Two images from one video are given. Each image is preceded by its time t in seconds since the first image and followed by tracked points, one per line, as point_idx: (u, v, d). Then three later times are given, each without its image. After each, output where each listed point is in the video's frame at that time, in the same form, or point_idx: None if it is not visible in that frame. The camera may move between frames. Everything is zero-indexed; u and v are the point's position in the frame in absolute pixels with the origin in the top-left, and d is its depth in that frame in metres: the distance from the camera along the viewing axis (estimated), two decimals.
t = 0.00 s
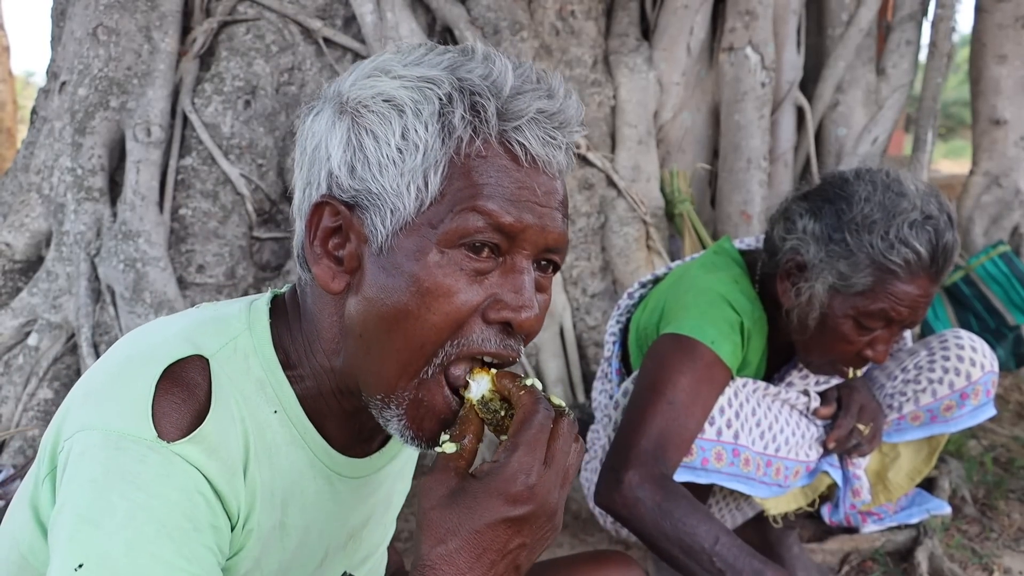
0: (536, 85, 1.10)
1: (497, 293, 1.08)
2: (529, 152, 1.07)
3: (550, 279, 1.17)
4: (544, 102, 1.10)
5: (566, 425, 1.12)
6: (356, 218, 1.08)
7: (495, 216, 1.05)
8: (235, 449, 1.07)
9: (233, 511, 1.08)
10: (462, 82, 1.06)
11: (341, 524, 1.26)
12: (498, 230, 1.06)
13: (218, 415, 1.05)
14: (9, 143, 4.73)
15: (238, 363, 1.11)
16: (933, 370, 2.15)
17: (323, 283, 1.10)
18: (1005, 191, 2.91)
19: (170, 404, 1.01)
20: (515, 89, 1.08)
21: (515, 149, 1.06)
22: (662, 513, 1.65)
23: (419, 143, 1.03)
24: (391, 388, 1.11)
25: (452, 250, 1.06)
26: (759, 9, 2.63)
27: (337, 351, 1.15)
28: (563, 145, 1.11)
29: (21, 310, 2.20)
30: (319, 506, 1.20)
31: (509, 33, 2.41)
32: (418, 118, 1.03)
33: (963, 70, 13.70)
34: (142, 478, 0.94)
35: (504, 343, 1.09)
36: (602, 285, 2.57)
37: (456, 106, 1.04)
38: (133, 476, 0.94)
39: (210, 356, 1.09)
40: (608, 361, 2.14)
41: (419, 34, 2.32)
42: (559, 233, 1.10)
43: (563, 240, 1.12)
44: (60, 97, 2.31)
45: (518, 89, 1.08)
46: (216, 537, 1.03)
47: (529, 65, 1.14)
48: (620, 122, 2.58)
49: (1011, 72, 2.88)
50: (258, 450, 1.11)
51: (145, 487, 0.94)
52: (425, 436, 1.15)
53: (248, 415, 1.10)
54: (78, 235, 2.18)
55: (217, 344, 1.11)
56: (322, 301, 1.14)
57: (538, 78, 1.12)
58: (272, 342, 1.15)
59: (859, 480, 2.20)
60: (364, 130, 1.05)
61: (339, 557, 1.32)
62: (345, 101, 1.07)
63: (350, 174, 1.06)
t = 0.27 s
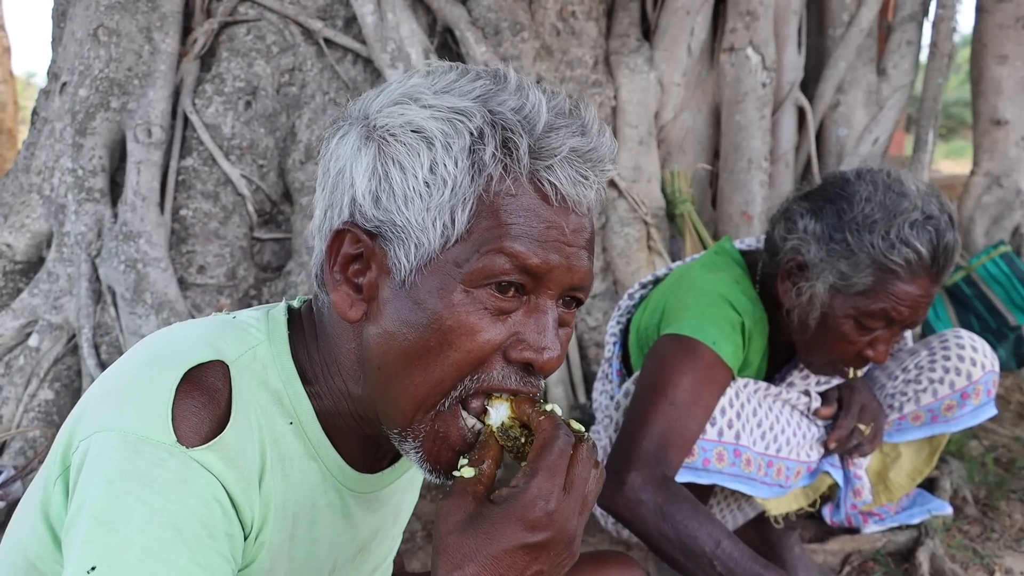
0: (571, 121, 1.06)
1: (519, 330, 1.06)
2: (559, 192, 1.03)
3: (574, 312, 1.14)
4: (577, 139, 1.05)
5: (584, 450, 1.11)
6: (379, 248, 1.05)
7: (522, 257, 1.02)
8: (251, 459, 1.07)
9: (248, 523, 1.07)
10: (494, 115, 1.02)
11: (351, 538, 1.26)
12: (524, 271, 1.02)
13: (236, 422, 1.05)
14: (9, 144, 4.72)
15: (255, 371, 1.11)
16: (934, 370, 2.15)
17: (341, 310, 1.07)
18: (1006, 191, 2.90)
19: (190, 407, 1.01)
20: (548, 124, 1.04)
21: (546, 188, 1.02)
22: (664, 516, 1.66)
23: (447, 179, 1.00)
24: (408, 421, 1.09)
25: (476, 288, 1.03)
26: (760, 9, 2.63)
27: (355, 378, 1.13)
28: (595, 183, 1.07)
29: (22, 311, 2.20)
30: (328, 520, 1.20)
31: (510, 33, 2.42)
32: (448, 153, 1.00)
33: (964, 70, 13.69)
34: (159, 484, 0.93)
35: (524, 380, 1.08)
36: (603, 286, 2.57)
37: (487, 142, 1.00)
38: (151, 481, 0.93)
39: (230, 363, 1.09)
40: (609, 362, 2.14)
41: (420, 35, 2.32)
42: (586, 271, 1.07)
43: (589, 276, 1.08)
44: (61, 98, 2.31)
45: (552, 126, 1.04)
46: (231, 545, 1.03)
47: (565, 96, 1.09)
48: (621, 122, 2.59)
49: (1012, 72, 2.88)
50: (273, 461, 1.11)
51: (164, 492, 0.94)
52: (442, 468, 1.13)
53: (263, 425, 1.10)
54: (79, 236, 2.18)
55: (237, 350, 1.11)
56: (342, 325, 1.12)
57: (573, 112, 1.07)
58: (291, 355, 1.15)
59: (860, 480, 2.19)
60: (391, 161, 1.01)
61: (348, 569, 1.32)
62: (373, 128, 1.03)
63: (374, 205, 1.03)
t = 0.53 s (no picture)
0: (588, 139, 1.04)
1: (527, 344, 1.06)
2: (572, 212, 1.01)
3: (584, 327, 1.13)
4: (594, 158, 1.03)
5: (601, 466, 1.10)
6: (390, 256, 1.04)
7: (531, 274, 1.01)
8: (261, 459, 1.07)
9: (256, 521, 1.08)
10: (510, 131, 1.00)
11: (357, 538, 1.26)
12: (533, 288, 1.02)
13: (247, 421, 1.06)
14: (8, 144, 4.71)
15: (266, 371, 1.11)
16: (935, 369, 2.15)
17: (350, 316, 1.07)
18: (1006, 191, 2.91)
19: (201, 407, 1.01)
20: (564, 142, 1.02)
21: (558, 208, 1.00)
22: (675, 523, 1.64)
23: (459, 194, 0.99)
24: (421, 426, 1.09)
25: (485, 302, 1.02)
26: (761, 9, 2.63)
27: (365, 386, 1.13)
28: (610, 204, 1.05)
29: (22, 311, 2.20)
30: (335, 520, 1.20)
31: (509, 33, 2.42)
32: (461, 168, 0.98)
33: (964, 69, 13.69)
34: (170, 483, 0.94)
35: (530, 391, 1.08)
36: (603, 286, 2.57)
37: (500, 159, 0.98)
38: (162, 478, 0.93)
39: (241, 362, 1.09)
40: (610, 362, 2.14)
41: (420, 34, 2.32)
42: (594, 289, 1.06)
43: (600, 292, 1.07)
44: (60, 98, 2.31)
45: (568, 145, 1.02)
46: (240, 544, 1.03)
47: (585, 115, 1.07)
48: (621, 122, 2.58)
49: (1012, 72, 2.88)
50: (282, 461, 1.11)
51: (174, 490, 0.94)
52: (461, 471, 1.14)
53: (273, 425, 1.10)
54: (79, 236, 2.18)
55: (249, 350, 1.11)
56: (353, 330, 1.12)
57: (591, 129, 1.06)
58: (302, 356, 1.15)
59: (862, 480, 2.19)
60: (405, 171, 1.01)
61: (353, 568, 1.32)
62: (389, 136, 1.03)
63: (387, 214, 1.02)
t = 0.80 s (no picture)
0: (576, 128, 1.02)
1: (532, 341, 1.05)
2: (567, 205, 0.99)
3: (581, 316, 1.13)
4: (584, 147, 1.02)
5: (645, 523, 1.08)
6: (388, 263, 1.03)
7: (533, 273, 0.99)
8: (269, 451, 1.07)
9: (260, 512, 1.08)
10: (500, 128, 0.98)
11: (360, 534, 1.25)
12: (535, 285, 1.00)
13: (257, 415, 1.06)
14: (9, 144, 4.71)
15: (275, 363, 1.11)
16: (937, 369, 2.16)
17: (353, 321, 1.06)
18: (1006, 190, 2.91)
19: (212, 399, 1.01)
20: (554, 133, 1.00)
21: (554, 202, 0.99)
22: (688, 530, 1.63)
23: (454, 196, 0.97)
24: (441, 431, 1.09)
25: (488, 303, 1.01)
26: (761, 8, 2.63)
27: (371, 382, 1.12)
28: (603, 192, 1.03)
29: (22, 311, 2.20)
30: (339, 514, 1.19)
31: (509, 32, 2.43)
32: (454, 170, 0.97)
33: (965, 66, 13.68)
34: (179, 473, 0.94)
35: (541, 390, 1.08)
36: (604, 285, 2.57)
37: (493, 158, 0.97)
38: (171, 468, 0.93)
39: (250, 353, 1.09)
40: (612, 362, 2.14)
41: (420, 34, 2.32)
42: (594, 276, 1.05)
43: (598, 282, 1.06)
44: (61, 97, 2.31)
45: (557, 136, 1.00)
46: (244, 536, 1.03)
47: (571, 103, 1.05)
48: (621, 121, 2.58)
49: (1012, 71, 2.87)
50: (289, 454, 1.10)
51: (182, 479, 0.94)
52: (489, 463, 1.14)
53: (280, 417, 1.10)
54: (79, 236, 2.18)
55: (259, 342, 1.11)
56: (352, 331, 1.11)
57: (578, 118, 1.04)
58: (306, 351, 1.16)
59: (864, 481, 2.19)
60: (398, 178, 0.99)
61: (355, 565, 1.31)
62: (377, 141, 1.01)
63: (383, 222, 1.01)
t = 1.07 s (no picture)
0: (626, 206, 0.99)
1: (552, 407, 1.06)
2: (603, 292, 0.98)
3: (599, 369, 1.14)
4: (631, 230, 0.99)
5: None
6: (417, 318, 1.01)
7: (560, 351, 1.00)
8: (289, 456, 1.06)
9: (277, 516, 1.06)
10: (548, 207, 0.95)
11: (367, 536, 1.25)
12: (561, 361, 1.01)
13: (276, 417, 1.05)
14: (9, 144, 4.69)
15: (294, 368, 1.11)
16: (937, 368, 2.16)
17: (374, 365, 1.06)
18: (1006, 188, 2.91)
19: (234, 402, 1.01)
20: (603, 216, 0.97)
21: (591, 287, 0.98)
22: (691, 531, 1.66)
23: (492, 273, 0.95)
24: (452, 477, 1.12)
25: (512, 373, 1.02)
26: (761, 6, 2.63)
27: (388, 414, 1.13)
28: (643, 270, 1.02)
29: (22, 310, 2.19)
30: (349, 516, 1.19)
31: (509, 31, 2.43)
32: (495, 248, 0.94)
33: (964, 65, 13.68)
34: (200, 477, 0.93)
35: (553, 455, 1.10)
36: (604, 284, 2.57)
37: (537, 243, 0.94)
38: (193, 470, 0.93)
39: (271, 356, 1.10)
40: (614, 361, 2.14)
41: (420, 33, 2.32)
42: (621, 343, 1.05)
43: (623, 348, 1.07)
44: (60, 97, 2.30)
45: (605, 218, 0.97)
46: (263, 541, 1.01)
47: (623, 168, 1.01)
48: (621, 119, 2.58)
49: (1013, 69, 2.87)
50: (307, 460, 1.10)
51: (203, 482, 0.93)
52: (498, 500, 1.17)
53: (299, 421, 1.09)
54: (79, 235, 2.17)
55: (278, 345, 1.12)
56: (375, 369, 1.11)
57: (628, 191, 1.00)
58: (328, 359, 1.15)
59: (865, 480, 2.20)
60: (435, 242, 0.96)
61: (362, 568, 1.30)
62: (419, 198, 0.97)
63: (415, 280, 0.98)
